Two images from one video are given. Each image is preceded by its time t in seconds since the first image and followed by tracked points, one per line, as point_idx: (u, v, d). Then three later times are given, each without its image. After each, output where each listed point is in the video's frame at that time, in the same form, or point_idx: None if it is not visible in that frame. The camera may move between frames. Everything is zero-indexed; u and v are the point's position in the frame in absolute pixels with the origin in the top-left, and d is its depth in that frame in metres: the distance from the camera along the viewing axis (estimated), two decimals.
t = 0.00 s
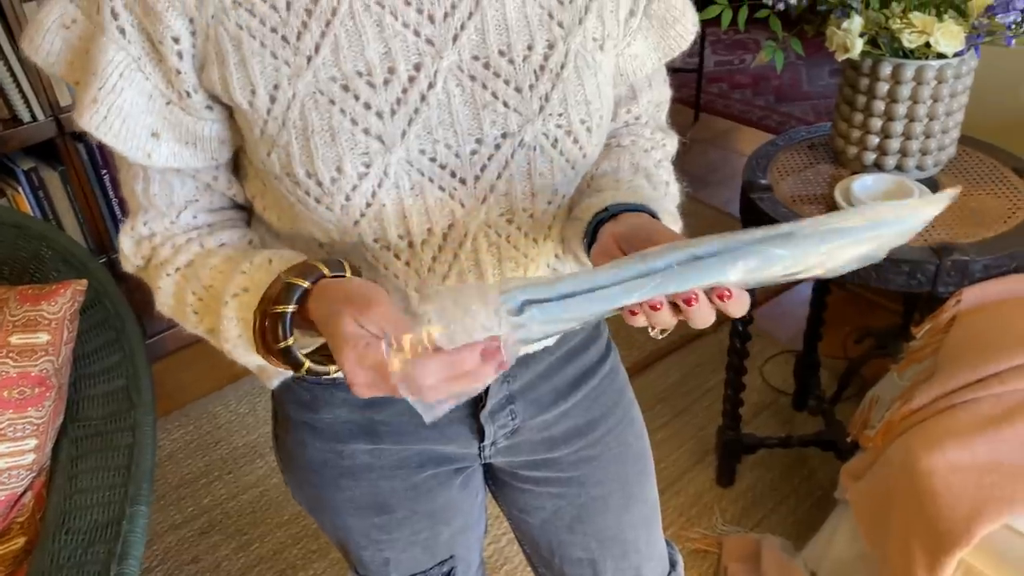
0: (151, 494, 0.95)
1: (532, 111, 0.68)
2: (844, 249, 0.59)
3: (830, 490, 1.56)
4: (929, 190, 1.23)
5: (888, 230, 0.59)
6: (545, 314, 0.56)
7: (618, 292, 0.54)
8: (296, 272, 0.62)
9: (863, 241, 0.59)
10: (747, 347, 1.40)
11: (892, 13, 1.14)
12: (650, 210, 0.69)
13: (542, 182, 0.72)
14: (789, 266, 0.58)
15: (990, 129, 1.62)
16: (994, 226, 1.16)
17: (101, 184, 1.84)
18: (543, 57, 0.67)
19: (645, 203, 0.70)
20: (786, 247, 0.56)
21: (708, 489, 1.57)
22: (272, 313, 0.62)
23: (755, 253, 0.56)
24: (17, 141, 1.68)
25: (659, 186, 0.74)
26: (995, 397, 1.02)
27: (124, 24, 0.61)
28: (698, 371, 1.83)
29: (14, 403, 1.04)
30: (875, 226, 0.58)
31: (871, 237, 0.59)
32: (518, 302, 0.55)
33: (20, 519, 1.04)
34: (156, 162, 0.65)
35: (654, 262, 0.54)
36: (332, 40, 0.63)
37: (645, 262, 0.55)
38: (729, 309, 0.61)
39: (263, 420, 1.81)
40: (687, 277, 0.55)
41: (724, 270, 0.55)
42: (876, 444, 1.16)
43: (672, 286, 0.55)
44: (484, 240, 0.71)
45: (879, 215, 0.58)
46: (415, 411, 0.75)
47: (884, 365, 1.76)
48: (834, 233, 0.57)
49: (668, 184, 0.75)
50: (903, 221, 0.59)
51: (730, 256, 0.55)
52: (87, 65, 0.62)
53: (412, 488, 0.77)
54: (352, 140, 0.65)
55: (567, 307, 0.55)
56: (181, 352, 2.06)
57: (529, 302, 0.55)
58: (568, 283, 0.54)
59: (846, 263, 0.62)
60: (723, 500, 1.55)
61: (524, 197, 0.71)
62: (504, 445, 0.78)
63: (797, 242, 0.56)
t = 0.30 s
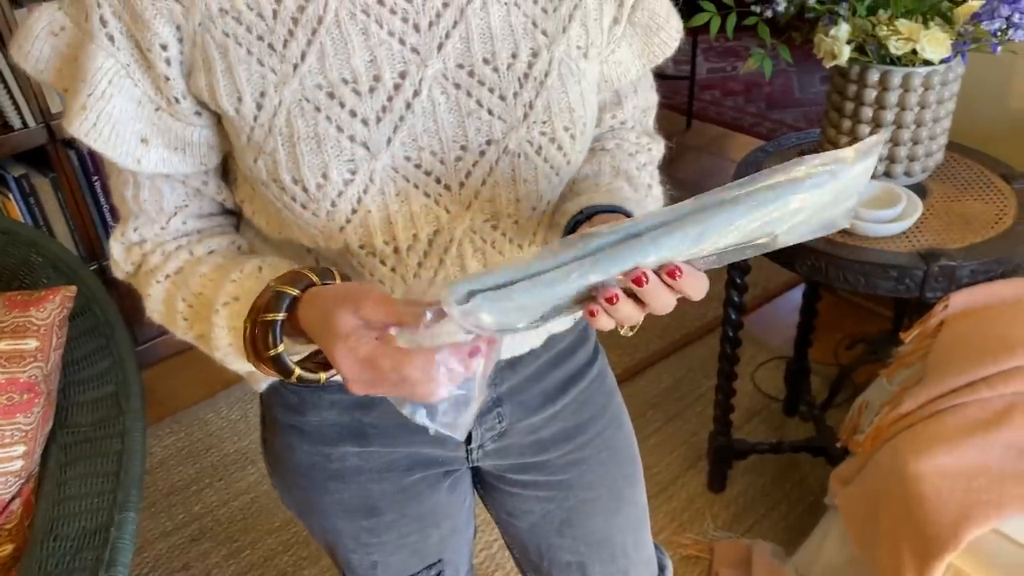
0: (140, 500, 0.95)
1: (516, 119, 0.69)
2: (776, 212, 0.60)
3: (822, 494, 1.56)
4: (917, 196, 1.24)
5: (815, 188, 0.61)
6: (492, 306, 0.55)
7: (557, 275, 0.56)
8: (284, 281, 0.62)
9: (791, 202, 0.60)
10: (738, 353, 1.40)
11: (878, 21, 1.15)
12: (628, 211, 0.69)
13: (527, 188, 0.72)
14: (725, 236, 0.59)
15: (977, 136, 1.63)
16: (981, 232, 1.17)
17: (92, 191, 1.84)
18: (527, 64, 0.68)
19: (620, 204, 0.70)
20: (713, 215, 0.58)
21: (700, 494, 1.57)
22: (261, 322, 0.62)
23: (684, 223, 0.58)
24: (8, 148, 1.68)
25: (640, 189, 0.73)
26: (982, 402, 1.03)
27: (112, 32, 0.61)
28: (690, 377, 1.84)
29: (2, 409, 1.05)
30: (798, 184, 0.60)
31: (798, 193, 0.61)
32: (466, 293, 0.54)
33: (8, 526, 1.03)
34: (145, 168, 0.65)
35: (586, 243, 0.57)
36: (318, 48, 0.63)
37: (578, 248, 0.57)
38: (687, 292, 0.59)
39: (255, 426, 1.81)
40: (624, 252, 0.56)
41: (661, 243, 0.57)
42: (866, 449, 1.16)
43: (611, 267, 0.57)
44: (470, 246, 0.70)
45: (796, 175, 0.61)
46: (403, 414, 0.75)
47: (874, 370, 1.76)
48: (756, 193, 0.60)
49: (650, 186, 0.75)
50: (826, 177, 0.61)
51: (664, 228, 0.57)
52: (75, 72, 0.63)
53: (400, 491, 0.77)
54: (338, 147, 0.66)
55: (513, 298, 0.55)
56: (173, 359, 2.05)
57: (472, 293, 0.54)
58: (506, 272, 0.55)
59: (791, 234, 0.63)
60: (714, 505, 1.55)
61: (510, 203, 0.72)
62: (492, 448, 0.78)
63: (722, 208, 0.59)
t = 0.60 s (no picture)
0: (133, 505, 0.95)
1: (505, 122, 0.69)
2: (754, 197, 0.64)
3: (816, 500, 1.56)
4: (909, 202, 1.25)
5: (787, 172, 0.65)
6: (488, 305, 0.58)
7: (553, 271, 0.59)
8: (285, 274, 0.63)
9: (767, 188, 0.65)
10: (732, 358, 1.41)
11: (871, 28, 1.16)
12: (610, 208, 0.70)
13: (516, 191, 0.72)
14: (709, 225, 0.63)
15: (969, 143, 1.64)
16: (973, 237, 1.18)
17: (88, 197, 1.84)
18: (516, 68, 0.68)
19: (607, 203, 0.70)
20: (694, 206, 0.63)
21: (694, 500, 1.57)
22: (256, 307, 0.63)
23: (667, 216, 0.62)
24: (4, 153, 1.68)
25: (626, 191, 0.74)
26: (974, 406, 1.03)
27: (105, 32, 0.61)
28: (685, 382, 1.84)
29: None
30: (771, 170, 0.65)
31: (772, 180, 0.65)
32: (459, 293, 0.58)
33: None
34: (139, 168, 0.66)
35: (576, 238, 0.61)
36: (309, 51, 0.64)
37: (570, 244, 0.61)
38: (680, 285, 0.60)
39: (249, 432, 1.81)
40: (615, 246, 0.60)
41: (649, 235, 0.61)
42: (858, 453, 1.16)
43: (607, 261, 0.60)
44: (461, 248, 0.71)
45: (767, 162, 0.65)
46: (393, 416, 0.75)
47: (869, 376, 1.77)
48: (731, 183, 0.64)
49: (637, 189, 0.75)
50: (797, 161, 0.65)
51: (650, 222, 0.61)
52: (69, 74, 0.63)
53: (390, 492, 0.77)
54: (328, 148, 0.66)
55: (511, 294, 0.59)
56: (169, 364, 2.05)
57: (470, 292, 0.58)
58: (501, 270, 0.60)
59: (772, 219, 0.67)
60: (709, 510, 1.55)
61: (499, 205, 0.72)
62: (482, 449, 0.78)
63: (702, 200, 0.63)
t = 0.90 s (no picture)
0: (133, 508, 0.95)
1: (505, 127, 0.70)
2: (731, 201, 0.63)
3: (816, 506, 1.56)
4: (908, 208, 1.25)
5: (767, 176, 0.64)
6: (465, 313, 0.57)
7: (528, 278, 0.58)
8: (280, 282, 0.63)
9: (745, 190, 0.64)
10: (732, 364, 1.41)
11: (869, 35, 1.16)
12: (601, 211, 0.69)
13: (516, 196, 0.72)
14: (684, 228, 0.62)
15: (968, 150, 1.64)
16: (971, 243, 1.18)
17: (90, 201, 1.84)
18: (516, 75, 0.69)
19: (598, 207, 0.70)
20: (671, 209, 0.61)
21: (694, 505, 1.57)
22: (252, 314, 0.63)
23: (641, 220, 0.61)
24: (7, 157, 1.68)
25: (623, 194, 0.74)
26: (973, 412, 1.03)
27: (110, 38, 0.62)
28: (685, 388, 1.84)
29: None
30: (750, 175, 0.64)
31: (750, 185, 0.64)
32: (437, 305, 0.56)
33: None
34: (143, 171, 0.66)
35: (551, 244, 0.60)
36: (312, 57, 0.64)
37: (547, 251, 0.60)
38: (654, 286, 0.62)
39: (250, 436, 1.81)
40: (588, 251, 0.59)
41: (623, 239, 0.60)
42: (857, 459, 1.16)
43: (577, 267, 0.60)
44: (459, 252, 0.71)
45: (749, 165, 0.64)
46: (392, 418, 0.75)
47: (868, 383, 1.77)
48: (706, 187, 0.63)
49: (633, 193, 0.75)
50: (775, 163, 0.64)
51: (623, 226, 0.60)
52: (74, 78, 0.64)
53: (389, 494, 0.77)
54: (330, 154, 0.67)
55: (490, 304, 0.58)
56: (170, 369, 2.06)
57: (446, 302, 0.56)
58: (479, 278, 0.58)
59: (751, 222, 0.66)
60: (708, 516, 1.55)
61: (499, 209, 0.72)
62: (480, 452, 0.79)
63: (679, 203, 0.62)
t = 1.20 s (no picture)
0: (140, 510, 0.95)
1: (513, 133, 0.70)
2: (713, 186, 0.61)
3: (820, 512, 1.56)
4: (913, 215, 1.26)
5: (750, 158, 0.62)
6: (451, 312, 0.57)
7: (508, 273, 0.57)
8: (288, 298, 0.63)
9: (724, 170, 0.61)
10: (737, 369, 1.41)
11: (875, 41, 1.17)
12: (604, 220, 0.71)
13: (523, 201, 0.72)
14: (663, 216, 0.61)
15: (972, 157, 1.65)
16: (977, 249, 1.19)
17: (97, 205, 1.85)
18: (524, 80, 0.69)
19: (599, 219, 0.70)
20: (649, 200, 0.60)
21: (698, 511, 1.57)
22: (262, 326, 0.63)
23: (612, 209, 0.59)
24: (14, 161, 1.69)
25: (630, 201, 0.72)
26: (978, 418, 1.04)
27: (122, 43, 0.63)
28: (689, 394, 1.84)
29: (5, 417, 1.05)
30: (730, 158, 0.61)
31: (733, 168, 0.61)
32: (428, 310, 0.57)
33: (8, 535, 1.04)
34: (155, 176, 0.67)
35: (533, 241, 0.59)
36: (323, 63, 0.65)
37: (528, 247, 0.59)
38: (631, 285, 0.60)
39: (255, 440, 1.82)
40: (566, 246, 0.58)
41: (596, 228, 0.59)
42: (862, 464, 1.17)
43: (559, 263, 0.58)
44: (467, 256, 0.71)
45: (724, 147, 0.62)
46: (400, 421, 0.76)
47: (872, 389, 1.77)
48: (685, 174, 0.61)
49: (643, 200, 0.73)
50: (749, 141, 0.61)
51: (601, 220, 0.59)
52: (86, 84, 0.64)
53: (397, 497, 0.78)
54: (341, 158, 0.67)
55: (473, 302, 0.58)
56: (175, 372, 2.06)
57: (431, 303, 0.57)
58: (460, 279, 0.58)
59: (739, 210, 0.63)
60: (712, 522, 1.55)
61: (507, 213, 0.71)
62: (487, 455, 0.79)
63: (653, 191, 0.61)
